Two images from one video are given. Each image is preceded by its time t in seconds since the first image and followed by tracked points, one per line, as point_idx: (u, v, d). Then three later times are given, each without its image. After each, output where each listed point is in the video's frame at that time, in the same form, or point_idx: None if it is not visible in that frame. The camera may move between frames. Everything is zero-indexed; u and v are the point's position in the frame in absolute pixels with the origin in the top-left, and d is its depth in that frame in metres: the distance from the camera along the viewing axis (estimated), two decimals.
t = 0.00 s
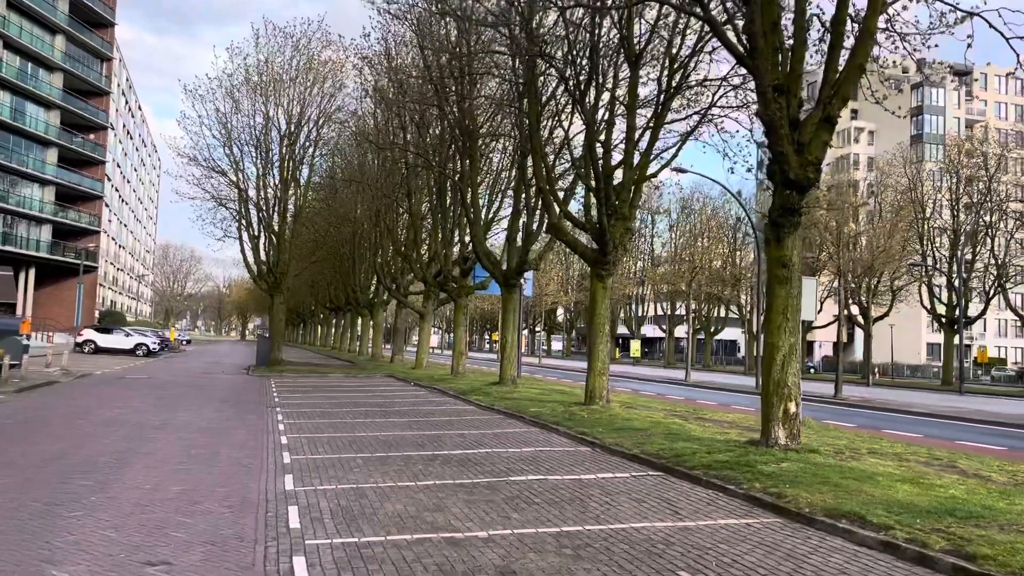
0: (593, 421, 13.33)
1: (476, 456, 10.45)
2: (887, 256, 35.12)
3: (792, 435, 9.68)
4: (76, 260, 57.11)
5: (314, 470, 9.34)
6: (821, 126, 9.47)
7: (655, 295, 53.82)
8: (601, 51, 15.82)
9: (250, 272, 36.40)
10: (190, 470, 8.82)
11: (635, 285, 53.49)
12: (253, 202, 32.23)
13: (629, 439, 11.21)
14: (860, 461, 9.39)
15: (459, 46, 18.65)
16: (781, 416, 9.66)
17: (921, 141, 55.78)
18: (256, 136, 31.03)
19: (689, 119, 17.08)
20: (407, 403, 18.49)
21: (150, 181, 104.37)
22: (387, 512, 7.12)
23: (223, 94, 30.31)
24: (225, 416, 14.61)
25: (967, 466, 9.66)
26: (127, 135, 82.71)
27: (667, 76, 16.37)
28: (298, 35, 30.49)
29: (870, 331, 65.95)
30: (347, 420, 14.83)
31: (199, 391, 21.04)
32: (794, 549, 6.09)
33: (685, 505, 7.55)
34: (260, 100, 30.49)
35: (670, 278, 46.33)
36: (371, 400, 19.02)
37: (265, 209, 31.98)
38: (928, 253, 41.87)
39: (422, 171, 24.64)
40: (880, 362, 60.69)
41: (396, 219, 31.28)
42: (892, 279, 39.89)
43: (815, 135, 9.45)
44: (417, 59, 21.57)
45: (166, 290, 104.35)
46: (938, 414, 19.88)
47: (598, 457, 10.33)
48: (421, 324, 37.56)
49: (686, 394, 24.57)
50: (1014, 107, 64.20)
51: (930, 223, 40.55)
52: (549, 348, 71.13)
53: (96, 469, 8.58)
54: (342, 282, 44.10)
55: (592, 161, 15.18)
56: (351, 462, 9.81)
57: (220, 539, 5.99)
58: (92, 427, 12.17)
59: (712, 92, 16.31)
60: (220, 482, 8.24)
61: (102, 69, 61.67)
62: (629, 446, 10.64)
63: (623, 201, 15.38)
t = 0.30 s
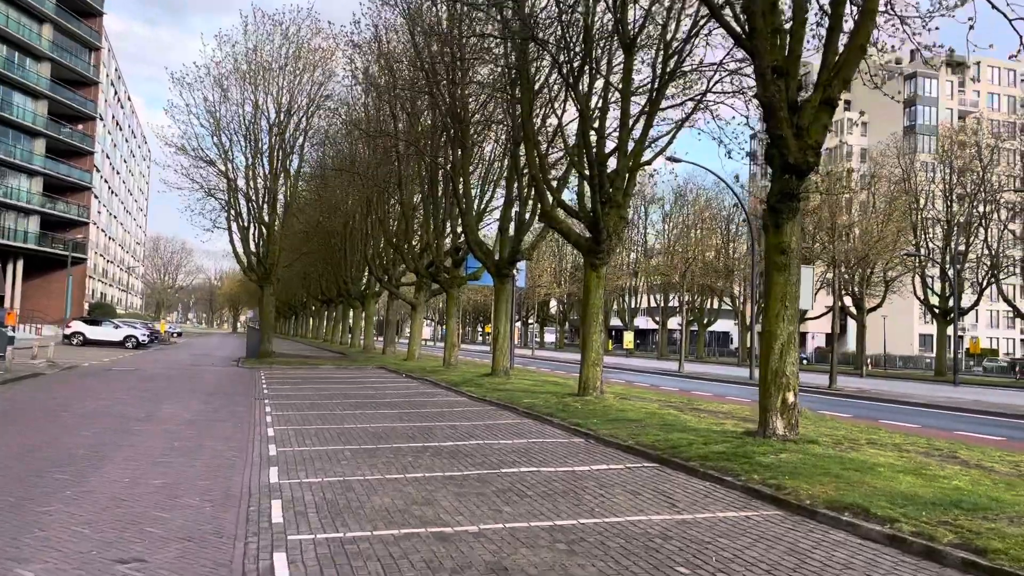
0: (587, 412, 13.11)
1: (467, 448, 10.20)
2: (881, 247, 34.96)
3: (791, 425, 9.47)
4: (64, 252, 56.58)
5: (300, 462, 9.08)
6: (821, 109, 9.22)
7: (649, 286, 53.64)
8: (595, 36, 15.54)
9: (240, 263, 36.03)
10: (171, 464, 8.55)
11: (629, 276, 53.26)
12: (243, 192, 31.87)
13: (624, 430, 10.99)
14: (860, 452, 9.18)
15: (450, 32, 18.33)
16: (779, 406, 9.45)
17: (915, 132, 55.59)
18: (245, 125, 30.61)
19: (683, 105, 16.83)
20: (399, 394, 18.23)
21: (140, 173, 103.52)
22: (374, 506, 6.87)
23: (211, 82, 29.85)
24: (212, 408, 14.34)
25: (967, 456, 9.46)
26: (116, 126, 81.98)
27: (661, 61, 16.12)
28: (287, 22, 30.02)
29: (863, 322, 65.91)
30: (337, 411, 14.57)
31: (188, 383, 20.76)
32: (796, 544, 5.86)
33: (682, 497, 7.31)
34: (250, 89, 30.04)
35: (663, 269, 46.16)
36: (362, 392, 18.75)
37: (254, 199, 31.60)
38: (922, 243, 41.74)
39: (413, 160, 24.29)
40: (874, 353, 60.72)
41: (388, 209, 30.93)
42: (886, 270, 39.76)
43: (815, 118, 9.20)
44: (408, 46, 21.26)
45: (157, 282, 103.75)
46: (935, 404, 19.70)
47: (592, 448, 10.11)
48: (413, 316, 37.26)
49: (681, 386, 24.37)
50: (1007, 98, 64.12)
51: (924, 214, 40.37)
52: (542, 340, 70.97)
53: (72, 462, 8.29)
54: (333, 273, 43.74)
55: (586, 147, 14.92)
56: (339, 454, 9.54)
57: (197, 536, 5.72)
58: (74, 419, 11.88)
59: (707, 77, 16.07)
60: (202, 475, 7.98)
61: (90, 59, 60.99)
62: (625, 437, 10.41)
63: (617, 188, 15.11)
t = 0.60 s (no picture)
0: (583, 408, 12.84)
1: (460, 446, 9.92)
2: (878, 240, 34.75)
3: (793, 421, 9.20)
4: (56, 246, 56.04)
5: (287, 461, 8.78)
6: (825, 96, 8.92)
7: (644, 280, 53.41)
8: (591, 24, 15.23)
9: (232, 256, 35.66)
10: (153, 463, 8.26)
11: (624, 269, 53.01)
12: (235, 184, 31.51)
13: (622, 426, 10.71)
14: (864, 449, 8.93)
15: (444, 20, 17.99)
16: (780, 402, 9.18)
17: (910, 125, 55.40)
18: (237, 117, 30.21)
19: (680, 96, 16.54)
20: (392, 389, 17.94)
21: (133, 166, 102.88)
22: (363, 508, 6.60)
23: (202, 73, 29.44)
24: (201, 403, 14.04)
25: (974, 452, 9.23)
26: (108, 119, 81.34)
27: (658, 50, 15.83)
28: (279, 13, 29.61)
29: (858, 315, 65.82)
30: (327, 406, 14.28)
31: (177, 377, 20.45)
32: (803, 547, 5.60)
33: (683, 498, 7.05)
34: (241, 80, 29.64)
35: (658, 263, 45.92)
36: (355, 387, 18.45)
37: (246, 192, 31.22)
38: (919, 237, 41.57)
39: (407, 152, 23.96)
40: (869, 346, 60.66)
41: (381, 202, 30.61)
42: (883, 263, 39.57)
43: (818, 106, 8.92)
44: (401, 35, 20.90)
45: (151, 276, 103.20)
46: (933, 398, 19.53)
47: (588, 445, 9.85)
48: (407, 310, 36.96)
49: (677, 380, 24.14)
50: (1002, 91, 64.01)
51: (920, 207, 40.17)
52: (537, 334, 70.75)
53: (50, 462, 7.99)
54: (327, 267, 43.41)
55: (582, 138, 14.61)
56: (328, 452, 9.26)
57: (174, 543, 5.43)
58: (57, 416, 11.56)
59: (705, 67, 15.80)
60: (186, 475, 7.71)
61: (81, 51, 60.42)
62: (622, 433, 10.14)
63: (615, 179, 14.80)
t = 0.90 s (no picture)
0: (579, 407, 12.56)
1: (454, 448, 9.64)
2: (876, 238, 34.49)
3: (795, 422, 8.94)
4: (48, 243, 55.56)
5: (274, 464, 8.50)
6: (829, 87, 8.68)
7: (640, 277, 53.13)
8: (588, 16, 14.95)
9: (224, 253, 35.30)
10: (133, 467, 7.97)
11: (620, 266, 52.69)
12: (227, 180, 31.15)
13: (619, 427, 10.43)
14: (869, 450, 8.67)
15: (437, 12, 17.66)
16: (783, 402, 8.91)
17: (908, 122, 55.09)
18: (229, 112, 29.84)
19: (678, 89, 16.28)
20: (385, 388, 17.64)
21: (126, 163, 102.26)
22: (350, 515, 6.32)
23: (193, 67, 29.07)
24: (188, 404, 13.74)
25: (980, 454, 8.97)
26: (101, 115, 80.81)
27: (656, 43, 15.55)
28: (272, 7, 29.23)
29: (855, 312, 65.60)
30: (318, 406, 13.99)
31: (167, 376, 20.13)
32: (811, 557, 5.33)
33: (683, 503, 6.78)
34: (233, 75, 29.25)
35: (655, 260, 45.61)
36: (348, 385, 18.14)
37: (239, 188, 30.88)
38: (917, 233, 41.35)
39: (400, 147, 23.64)
40: (866, 343, 60.47)
41: (376, 198, 30.28)
42: (881, 260, 39.34)
43: (822, 98, 8.66)
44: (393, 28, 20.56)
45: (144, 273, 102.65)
46: (934, 397, 19.27)
47: (583, 447, 9.58)
48: (401, 307, 36.62)
49: (675, 378, 23.86)
50: (999, 87, 63.75)
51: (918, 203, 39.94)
52: (533, 331, 70.43)
53: (25, 466, 7.68)
54: (321, 263, 43.06)
55: (578, 132, 14.32)
56: (316, 454, 8.97)
57: (148, 553, 5.15)
58: (39, 417, 11.26)
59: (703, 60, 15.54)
60: (166, 480, 7.43)
61: (73, 46, 59.91)
62: (619, 434, 9.87)
63: (612, 174, 14.53)
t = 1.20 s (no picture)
0: (575, 407, 12.28)
1: (446, 450, 9.35)
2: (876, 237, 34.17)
3: (797, 423, 8.65)
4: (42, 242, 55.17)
5: (259, 467, 8.19)
6: (833, 77, 8.39)
7: (639, 276, 52.84)
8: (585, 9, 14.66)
9: (219, 252, 34.95)
10: (110, 471, 7.67)
11: (618, 265, 52.39)
12: (220, 178, 30.82)
13: (616, 428, 10.13)
14: (873, 453, 8.39)
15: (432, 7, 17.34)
16: (785, 402, 8.62)
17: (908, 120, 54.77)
18: (223, 109, 29.49)
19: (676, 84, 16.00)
20: (379, 388, 17.34)
21: (122, 161, 101.72)
22: (333, 522, 6.03)
23: (187, 63, 28.70)
24: (176, 404, 13.43)
25: (989, 456, 8.69)
26: (97, 113, 80.35)
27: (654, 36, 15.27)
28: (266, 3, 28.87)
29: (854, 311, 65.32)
30: (309, 407, 13.69)
31: (158, 375, 19.81)
32: (818, 566, 5.05)
33: (682, 508, 6.50)
34: (227, 71, 28.87)
35: (653, 258, 45.28)
36: (341, 385, 17.83)
37: (233, 186, 30.53)
38: (917, 231, 41.06)
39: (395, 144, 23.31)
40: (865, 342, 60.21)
41: (371, 196, 29.95)
42: (881, 258, 39.08)
43: (825, 88, 8.38)
44: (387, 23, 20.25)
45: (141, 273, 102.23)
46: (936, 396, 19.00)
47: (579, 448, 9.29)
48: (398, 306, 36.31)
49: (674, 378, 23.58)
50: (998, 86, 63.48)
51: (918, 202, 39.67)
52: (531, 330, 70.15)
53: None
54: (317, 261, 42.72)
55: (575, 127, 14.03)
56: (303, 458, 8.67)
57: (115, 565, 4.85)
58: (21, 418, 10.95)
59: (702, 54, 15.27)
60: (144, 484, 7.13)
61: (68, 44, 59.51)
62: (616, 436, 9.58)
63: (609, 169, 14.25)
